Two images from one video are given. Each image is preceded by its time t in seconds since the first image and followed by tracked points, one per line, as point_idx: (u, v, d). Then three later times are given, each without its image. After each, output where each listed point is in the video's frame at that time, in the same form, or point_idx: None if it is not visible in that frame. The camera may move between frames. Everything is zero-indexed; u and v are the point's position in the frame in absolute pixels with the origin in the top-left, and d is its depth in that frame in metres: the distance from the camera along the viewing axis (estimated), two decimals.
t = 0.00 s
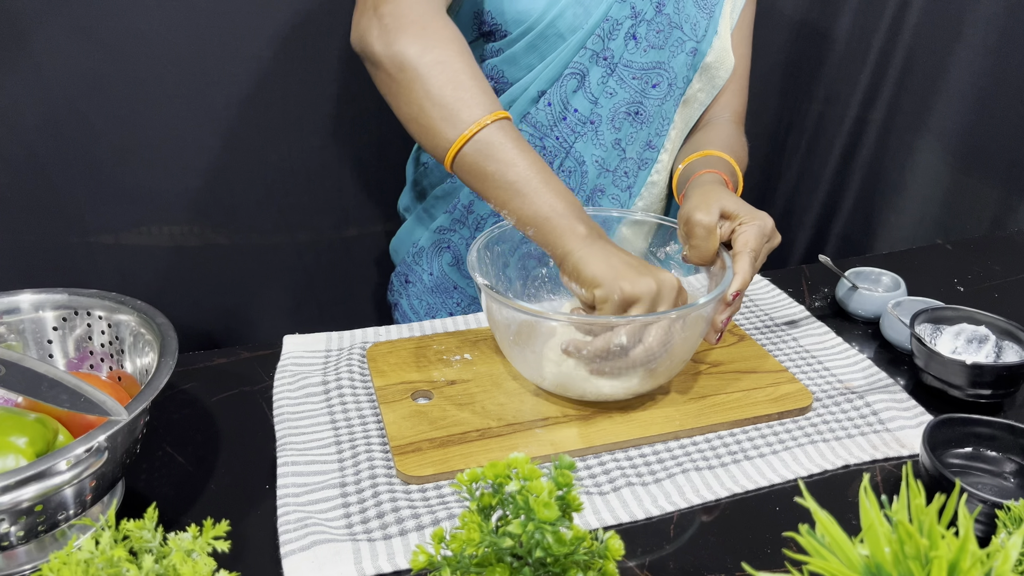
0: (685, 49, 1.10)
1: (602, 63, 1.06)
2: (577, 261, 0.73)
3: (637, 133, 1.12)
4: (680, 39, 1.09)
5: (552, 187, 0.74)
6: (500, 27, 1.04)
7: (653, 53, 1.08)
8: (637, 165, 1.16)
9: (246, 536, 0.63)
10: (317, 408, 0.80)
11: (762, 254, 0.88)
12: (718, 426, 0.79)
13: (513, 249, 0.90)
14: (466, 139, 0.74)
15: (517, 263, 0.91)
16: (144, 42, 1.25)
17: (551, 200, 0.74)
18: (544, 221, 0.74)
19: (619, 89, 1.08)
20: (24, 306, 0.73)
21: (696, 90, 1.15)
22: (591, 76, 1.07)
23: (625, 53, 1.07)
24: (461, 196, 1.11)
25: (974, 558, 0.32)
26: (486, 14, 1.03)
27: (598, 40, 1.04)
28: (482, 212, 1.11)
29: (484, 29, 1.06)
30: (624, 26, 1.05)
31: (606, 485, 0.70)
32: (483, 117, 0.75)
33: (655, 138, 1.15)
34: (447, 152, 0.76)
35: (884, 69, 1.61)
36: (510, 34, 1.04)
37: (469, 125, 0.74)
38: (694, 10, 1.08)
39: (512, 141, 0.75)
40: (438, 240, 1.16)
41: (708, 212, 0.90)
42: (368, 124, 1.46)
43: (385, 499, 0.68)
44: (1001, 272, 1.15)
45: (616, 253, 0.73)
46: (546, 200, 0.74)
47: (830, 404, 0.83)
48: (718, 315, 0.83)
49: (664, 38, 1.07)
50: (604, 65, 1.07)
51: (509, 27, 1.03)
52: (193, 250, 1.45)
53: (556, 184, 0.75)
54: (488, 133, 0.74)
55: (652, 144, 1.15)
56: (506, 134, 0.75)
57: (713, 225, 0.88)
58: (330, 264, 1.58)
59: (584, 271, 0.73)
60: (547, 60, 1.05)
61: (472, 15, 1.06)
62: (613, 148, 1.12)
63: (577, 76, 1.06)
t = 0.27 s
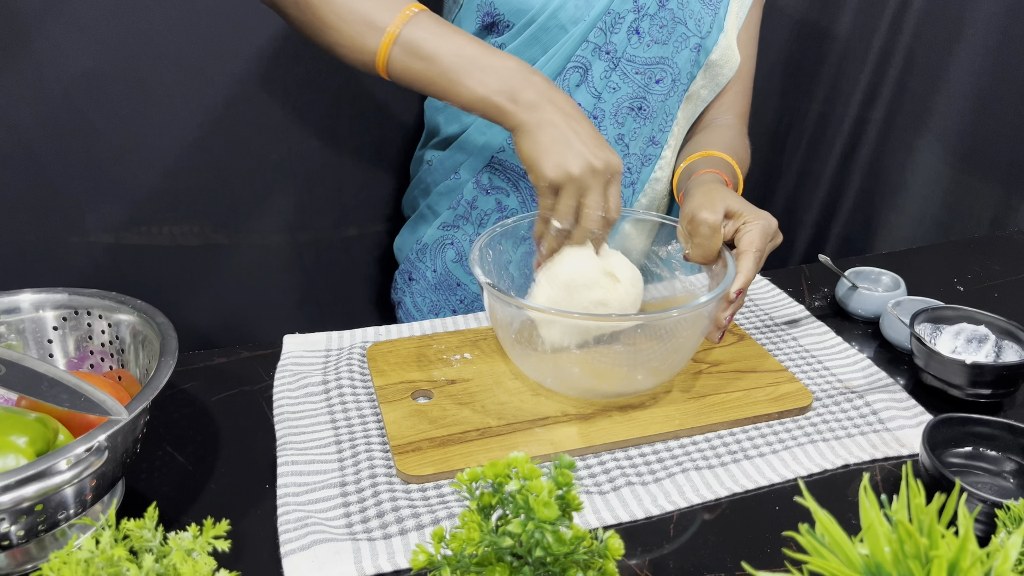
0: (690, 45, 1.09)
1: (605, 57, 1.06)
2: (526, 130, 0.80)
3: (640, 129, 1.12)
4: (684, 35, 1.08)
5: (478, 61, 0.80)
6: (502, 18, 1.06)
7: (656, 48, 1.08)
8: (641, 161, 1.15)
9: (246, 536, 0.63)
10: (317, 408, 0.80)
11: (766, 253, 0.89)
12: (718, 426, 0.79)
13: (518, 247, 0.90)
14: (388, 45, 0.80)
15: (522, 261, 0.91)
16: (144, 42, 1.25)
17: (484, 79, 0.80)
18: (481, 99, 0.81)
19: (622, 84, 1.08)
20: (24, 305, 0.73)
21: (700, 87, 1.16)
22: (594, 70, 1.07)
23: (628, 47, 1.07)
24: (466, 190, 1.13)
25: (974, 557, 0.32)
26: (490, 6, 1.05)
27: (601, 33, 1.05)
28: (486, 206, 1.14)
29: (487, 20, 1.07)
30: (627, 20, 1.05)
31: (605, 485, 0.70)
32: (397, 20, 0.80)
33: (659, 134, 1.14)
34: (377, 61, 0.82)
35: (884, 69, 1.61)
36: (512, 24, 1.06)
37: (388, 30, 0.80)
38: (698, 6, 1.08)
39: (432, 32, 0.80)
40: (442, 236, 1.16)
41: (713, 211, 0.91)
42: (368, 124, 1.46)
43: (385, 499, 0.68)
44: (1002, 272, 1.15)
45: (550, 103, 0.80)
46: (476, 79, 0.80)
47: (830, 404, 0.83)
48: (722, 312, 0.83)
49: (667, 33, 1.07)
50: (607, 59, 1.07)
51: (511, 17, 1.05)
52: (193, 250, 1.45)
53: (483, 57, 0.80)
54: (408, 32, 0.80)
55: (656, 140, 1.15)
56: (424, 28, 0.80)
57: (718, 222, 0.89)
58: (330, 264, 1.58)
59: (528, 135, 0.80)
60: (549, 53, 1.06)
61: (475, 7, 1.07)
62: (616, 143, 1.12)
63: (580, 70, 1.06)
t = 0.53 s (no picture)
0: (689, 51, 1.09)
1: (602, 63, 1.07)
2: (519, 204, 0.77)
3: (637, 134, 1.12)
4: (683, 42, 1.08)
5: (486, 127, 0.78)
6: (500, 26, 1.05)
7: (655, 55, 1.07)
8: (636, 165, 1.15)
9: (246, 536, 0.63)
10: (317, 408, 0.80)
11: (763, 254, 0.88)
12: (718, 426, 0.79)
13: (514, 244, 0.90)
14: (399, 95, 0.79)
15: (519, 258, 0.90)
16: (144, 42, 1.25)
17: (487, 146, 0.78)
18: (479, 166, 0.78)
19: (619, 90, 1.09)
20: (24, 306, 0.73)
21: (703, 92, 1.14)
22: (590, 76, 1.07)
23: (626, 54, 1.07)
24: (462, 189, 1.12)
25: (974, 557, 0.32)
26: (488, 13, 1.04)
27: (599, 40, 1.05)
28: (482, 205, 1.11)
29: (485, 27, 1.06)
30: (625, 27, 1.05)
31: (605, 485, 0.70)
32: (412, 72, 0.79)
33: (655, 139, 1.14)
34: (387, 108, 0.81)
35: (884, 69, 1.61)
36: (509, 32, 1.05)
37: (401, 81, 0.79)
38: (699, 12, 1.07)
39: (444, 90, 0.79)
40: (439, 232, 1.16)
41: (711, 209, 0.90)
42: (368, 124, 1.46)
43: (385, 499, 0.68)
44: (1001, 272, 1.15)
45: (549, 180, 0.77)
46: (479, 145, 0.78)
47: (830, 404, 0.83)
48: (718, 313, 0.83)
49: (667, 40, 1.07)
50: (604, 65, 1.07)
51: (509, 26, 1.04)
52: (193, 250, 1.45)
53: (491, 124, 0.78)
54: (420, 86, 0.79)
55: (652, 145, 1.15)
56: (436, 84, 0.79)
57: (716, 223, 0.88)
58: (330, 264, 1.58)
59: (521, 211, 0.77)
60: (547, 59, 1.05)
61: (474, 13, 1.06)
62: (612, 148, 1.12)
63: (577, 76, 1.06)
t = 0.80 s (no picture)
0: (685, 65, 1.09)
1: (597, 80, 1.07)
2: (567, 259, 0.74)
3: (631, 149, 1.12)
4: (680, 56, 1.08)
5: (529, 178, 0.74)
6: (492, 45, 1.03)
7: (650, 70, 1.08)
8: (631, 181, 1.15)
9: (246, 536, 0.63)
10: (317, 408, 0.80)
11: (775, 259, 0.88)
12: (718, 426, 0.79)
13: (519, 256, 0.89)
14: (438, 144, 0.74)
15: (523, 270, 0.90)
16: (144, 42, 1.25)
17: (532, 199, 0.73)
18: (524, 220, 0.74)
19: (613, 106, 1.08)
20: (24, 306, 0.73)
21: (698, 104, 1.15)
22: (584, 92, 1.07)
23: (620, 70, 1.07)
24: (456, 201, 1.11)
25: (974, 558, 0.32)
26: (480, 31, 1.02)
27: (593, 57, 1.04)
28: (476, 217, 1.11)
29: (477, 46, 1.04)
30: (620, 44, 1.05)
31: (605, 486, 0.70)
32: (454, 120, 0.74)
33: (650, 155, 1.15)
34: (423, 156, 0.75)
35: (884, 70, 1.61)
36: (504, 52, 1.03)
37: (440, 129, 0.74)
38: (695, 25, 1.08)
39: (486, 139, 0.74)
40: (432, 244, 1.16)
41: (722, 215, 0.90)
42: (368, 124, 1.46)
43: (385, 499, 0.68)
44: (1001, 272, 1.15)
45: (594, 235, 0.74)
46: (524, 198, 0.73)
47: (830, 405, 0.83)
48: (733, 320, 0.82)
49: (663, 55, 1.07)
50: (598, 82, 1.07)
51: (502, 46, 1.02)
52: (193, 250, 1.45)
53: (535, 177, 0.74)
54: (461, 136, 0.74)
55: (647, 161, 1.15)
56: (478, 133, 0.74)
57: (727, 228, 0.87)
58: (330, 265, 1.58)
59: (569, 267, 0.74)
60: (540, 77, 1.05)
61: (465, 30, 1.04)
62: (605, 164, 1.12)
63: (570, 93, 1.06)
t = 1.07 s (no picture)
0: (687, 56, 1.09)
1: (600, 70, 1.06)
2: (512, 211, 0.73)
3: (635, 141, 1.12)
4: (681, 46, 1.08)
5: (465, 128, 0.74)
6: (496, 37, 1.04)
7: (652, 59, 1.07)
8: (637, 173, 1.15)
9: (246, 536, 0.63)
10: (317, 408, 0.80)
11: (789, 257, 0.89)
12: (718, 426, 0.79)
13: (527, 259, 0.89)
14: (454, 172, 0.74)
15: (529, 273, 0.90)
16: (144, 42, 1.25)
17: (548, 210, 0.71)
18: (466, 168, 0.74)
19: (617, 96, 1.08)
20: (24, 306, 0.73)
21: (701, 98, 1.15)
22: (588, 83, 1.07)
23: (624, 59, 1.07)
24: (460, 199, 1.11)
25: (974, 557, 0.32)
26: (483, 25, 1.04)
27: (596, 46, 1.04)
28: (480, 217, 1.11)
29: (481, 40, 1.06)
30: (623, 32, 1.05)
31: (606, 485, 0.70)
32: (386, 78, 0.75)
33: (655, 146, 1.15)
34: (361, 117, 0.77)
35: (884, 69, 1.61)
36: (507, 44, 1.05)
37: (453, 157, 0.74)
38: (696, 15, 1.07)
39: (421, 93, 0.75)
40: (436, 246, 1.16)
41: (734, 216, 0.90)
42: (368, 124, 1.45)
43: (385, 499, 0.68)
44: (1002, 272, 1.14)
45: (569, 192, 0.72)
46: (463, 145, 0.74)
47: (830, 404, 0.83)
48: (749, 319, 0.82)
49: (664, 44, 1.07)
50: (602, 71, 1.06)
51: (506, 36, 1.04)
52: (193, 250, 1.45)
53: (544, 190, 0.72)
54: (395, 92, 0.75)
55: (652, 152, 1.15)
56: (414, 90, 0.75)
57: (740, 230, 0.87)
58: (330, 264, 1.58)
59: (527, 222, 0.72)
60: (544, 68, 1.05)
61: (468, 25, 1.06)
62: (610, 155, 1.12)
63: (574, 83, 1.06)
